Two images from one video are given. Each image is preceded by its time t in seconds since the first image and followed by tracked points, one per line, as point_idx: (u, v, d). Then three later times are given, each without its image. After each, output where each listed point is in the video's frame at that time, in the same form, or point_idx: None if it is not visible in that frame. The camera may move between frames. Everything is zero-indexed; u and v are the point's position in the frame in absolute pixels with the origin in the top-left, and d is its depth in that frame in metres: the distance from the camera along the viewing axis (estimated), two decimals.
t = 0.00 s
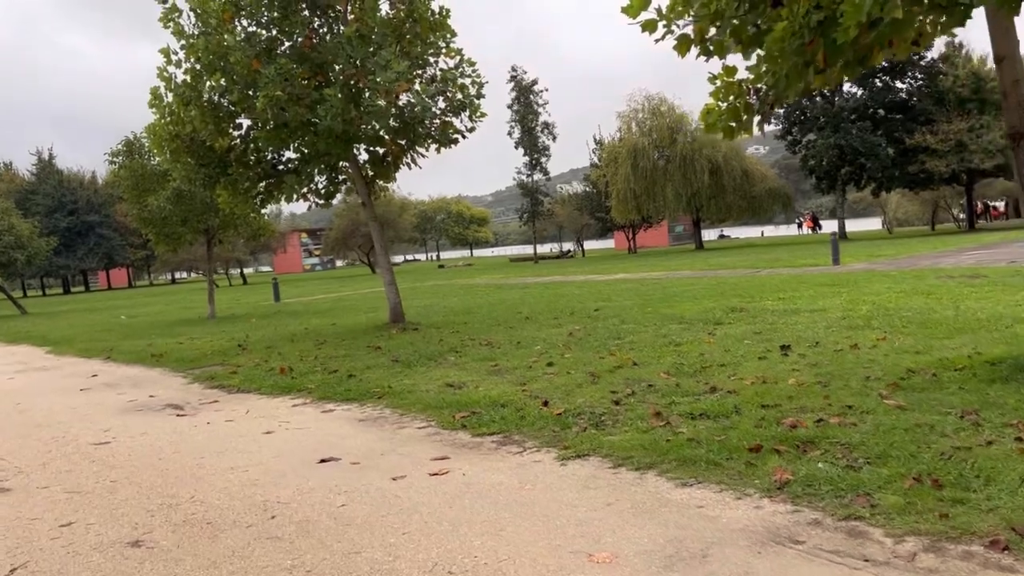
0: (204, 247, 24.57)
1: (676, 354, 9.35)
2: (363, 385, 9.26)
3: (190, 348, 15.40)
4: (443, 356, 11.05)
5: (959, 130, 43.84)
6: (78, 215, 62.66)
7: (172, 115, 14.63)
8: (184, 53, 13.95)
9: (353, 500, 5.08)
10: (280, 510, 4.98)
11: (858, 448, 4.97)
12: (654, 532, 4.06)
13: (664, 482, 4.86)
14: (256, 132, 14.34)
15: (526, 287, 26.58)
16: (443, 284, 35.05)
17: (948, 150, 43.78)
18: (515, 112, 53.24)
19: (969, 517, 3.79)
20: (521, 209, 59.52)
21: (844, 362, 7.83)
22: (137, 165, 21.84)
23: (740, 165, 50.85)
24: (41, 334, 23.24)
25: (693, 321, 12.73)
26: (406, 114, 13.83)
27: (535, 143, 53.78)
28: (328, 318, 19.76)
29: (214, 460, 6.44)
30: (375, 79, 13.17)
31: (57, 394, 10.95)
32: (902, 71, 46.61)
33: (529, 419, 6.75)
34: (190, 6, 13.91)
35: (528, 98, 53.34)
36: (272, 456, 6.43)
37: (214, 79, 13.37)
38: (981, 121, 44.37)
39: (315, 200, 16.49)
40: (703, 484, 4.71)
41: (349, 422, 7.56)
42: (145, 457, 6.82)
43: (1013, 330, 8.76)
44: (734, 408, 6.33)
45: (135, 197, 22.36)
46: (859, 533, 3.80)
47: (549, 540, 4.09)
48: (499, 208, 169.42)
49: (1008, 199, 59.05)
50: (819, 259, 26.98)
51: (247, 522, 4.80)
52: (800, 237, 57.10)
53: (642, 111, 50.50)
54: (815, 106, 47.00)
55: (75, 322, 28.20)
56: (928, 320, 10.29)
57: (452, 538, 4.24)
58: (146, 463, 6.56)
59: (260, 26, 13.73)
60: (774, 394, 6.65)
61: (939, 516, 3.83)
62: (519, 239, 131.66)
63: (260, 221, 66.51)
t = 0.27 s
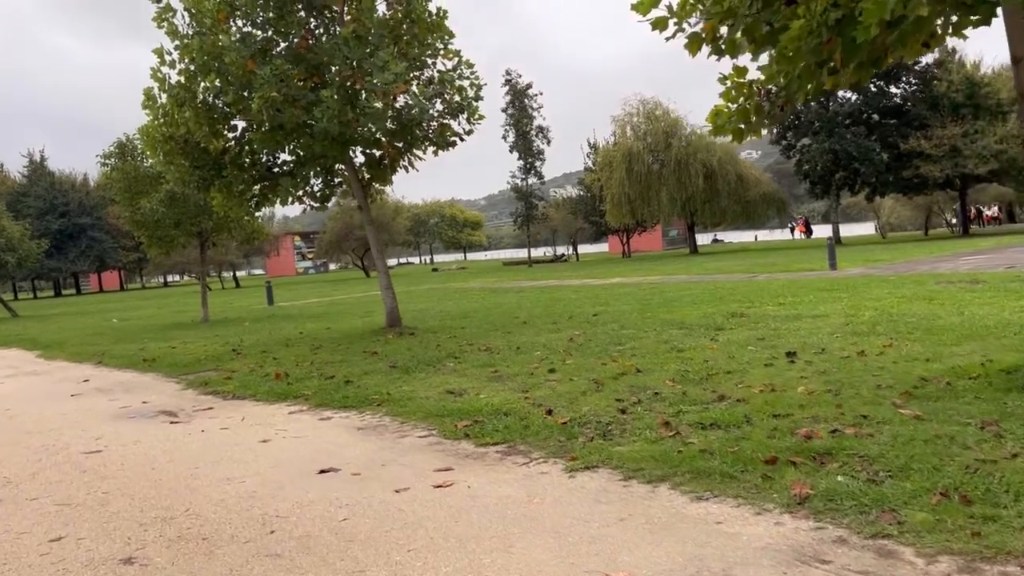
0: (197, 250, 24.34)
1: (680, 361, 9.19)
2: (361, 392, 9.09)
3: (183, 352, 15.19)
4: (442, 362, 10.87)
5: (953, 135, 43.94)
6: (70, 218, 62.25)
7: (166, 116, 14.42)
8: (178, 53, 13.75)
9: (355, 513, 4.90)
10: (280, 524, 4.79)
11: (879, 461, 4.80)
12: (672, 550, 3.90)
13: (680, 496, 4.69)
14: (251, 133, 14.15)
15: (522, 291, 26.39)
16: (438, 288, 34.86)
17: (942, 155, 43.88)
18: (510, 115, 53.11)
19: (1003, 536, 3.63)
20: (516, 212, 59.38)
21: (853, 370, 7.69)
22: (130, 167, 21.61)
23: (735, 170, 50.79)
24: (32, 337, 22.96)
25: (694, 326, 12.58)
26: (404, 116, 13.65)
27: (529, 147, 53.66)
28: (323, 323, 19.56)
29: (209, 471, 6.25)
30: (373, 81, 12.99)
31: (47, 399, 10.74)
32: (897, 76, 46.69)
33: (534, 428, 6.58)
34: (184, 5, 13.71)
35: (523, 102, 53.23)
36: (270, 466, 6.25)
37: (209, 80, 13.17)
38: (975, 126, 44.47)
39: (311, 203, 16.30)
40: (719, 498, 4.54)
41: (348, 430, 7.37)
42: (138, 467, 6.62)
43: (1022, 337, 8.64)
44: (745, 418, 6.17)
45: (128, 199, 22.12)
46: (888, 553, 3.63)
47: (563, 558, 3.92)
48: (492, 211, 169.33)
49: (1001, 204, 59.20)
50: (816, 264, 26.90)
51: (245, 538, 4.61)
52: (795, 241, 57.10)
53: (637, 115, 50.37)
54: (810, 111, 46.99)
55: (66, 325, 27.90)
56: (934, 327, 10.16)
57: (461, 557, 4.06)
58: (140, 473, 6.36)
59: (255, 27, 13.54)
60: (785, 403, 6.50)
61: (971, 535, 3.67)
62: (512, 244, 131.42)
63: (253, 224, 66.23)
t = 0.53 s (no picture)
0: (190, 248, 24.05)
1: (687, 362, 9.01)
2: (361, 392, 8.88)
3: (176, 351, 14.93)
4: (442, 362, 10.68)
5: (949, 138, 44.24)
6: (61, 216, 61.74)
7: (160, 110, 14.17)
8: (173, 46, 13.52)
9: (358, 519, 4.68)
10: (280, 530, 4.58)
11: (908, 466, 4.61)
12: (697, 560, 3.70)
13: (698, 501, 4.50)
14: (247, 128, 13.93)
15: (518, 291, 26.19)
16: (433, 287, 34.61)
17: (938, 157, 44.20)
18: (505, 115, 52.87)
19: None
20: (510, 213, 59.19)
21: (866, 372, 7.51)
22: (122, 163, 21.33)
23: (731, 171, 50.65)
24: (21, 336, 22.63)
25: (696, 327, 12.40)
26: (403, 112, 13.44)
27: (525, 147, 53.47)
28: (318, 322, 19.33)
29: (205, 474, 6.03)
30: (371, 75, 12.78)
31: (37, 398, 10.49)
32: (893, 78, 46.73)
33: (542, 429, 6.38)
34: None
35: (518, 101, 52.99)
36: (269, 469, 6.03)
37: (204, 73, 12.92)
38: (971, 129, 44.65)
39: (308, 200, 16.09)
40: (742, 504, 4.35)
41: (349, 431, 7.16)
42: (130, 468, 6.39)
43: None
44: (760, 420, 5.99)
45: (120, 196, 21.82)
46: (927, 565, 3.45)
47: (583, 567, 3.73)
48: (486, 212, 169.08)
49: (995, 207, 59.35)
50: (815, 265, 26.78)
51: (244, 543, 4.39)
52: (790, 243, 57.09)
53: (633, 115, 50.18)
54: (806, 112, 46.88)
55: (57, 323, 27.55)
56: (942, 329, 10.01)
57: (473, 566, 3.86)
58: (133, 475, 6.14)
59: (252, 20, 13.29)
60: (798, 406, 6.32)
61: (1013, 546, 3.49)
62: (505, 245, 131.20)
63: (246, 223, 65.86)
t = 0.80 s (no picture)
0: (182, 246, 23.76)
1: (693, 367, 8.85)
2: (361, 396, 8.68)
3: (168, 351, 14.68)
4: (442, 366, 10.49)
5: (943, 141, 44.26)
6: (50, 213, 61.14)
7: (154, 107, 13.92)
8: (168, 41, 13.28)
9: (366, 534, 4.48)
10: (284, 544, 4.38)
11: (939, 480, 4.44)
12: None
13: (722, 516, 4.32)
14: (243, 125, 13.69)
15: (513, 292, 25.99)
16: (426, 288, 34.36)
17: (932, 161, 44.11)
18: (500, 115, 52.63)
19: None
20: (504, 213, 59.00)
21: (880, 378, 7.36)
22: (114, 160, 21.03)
23: (725, 174, 50.57)
24: (8, 335, 22.27)
25: (699, 330, 12.24)
26: (402, 110, 13.23)
27: (519, 147, 53.28)
28: (313, 322, 19.10)
29: (204, 482, 5.80)
30: (370, 73, 12.56)
31: (26, 400, 10.24)
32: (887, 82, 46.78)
33: (551, 437, 6.19)
34: None
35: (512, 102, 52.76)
36: (270, 477, 5.82)
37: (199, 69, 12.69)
38: (965, 133, 44.71)
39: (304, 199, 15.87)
40: (770, 519, 4.17)
41: (351, 437, 6.96)
42: (124, 475, 6.16)
43: None
44: (778, 430, 5.81)
45: (111, 193, 21.51)
46: None
47: None
48: (477, 212, 168.73)
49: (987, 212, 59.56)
50: (811, 268, 26.68)
51: (247, 559, 4.18)
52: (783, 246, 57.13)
53: (627, 117, 49.99)
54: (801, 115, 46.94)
55: (45, 322, 27.20)
56: (950, 335, 9.87)
57: None
58: (127, 483, 5.92)
59: (249, 15, 13.05)
60: (815, 414, 6.15)
61: None
62: (497, 246, 130.93)
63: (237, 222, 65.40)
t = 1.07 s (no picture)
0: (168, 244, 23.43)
1: (693, 369, 8.71)
2: (356, 397, 8.49)
3: (154, 350, 14.40)
4: (436, 366, 10.31)
5: (930, 144, 44.44)
6: (32, 210, 60.39)
7: (141, 101, 13.66)
8: (157, 34, 13.03)
9: (368, 542, 4.29)
10: (283, 553, 4.19)
11: (960, 487, 4.31)
12: None
13: (738, 524, 4.17)
14: (232, 121, 13.46)
15: (502, 292, 25.82)
16: (415, 288, 34.14)
17: (919, 164, 44.25)
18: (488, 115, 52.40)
19: None
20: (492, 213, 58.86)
21: (887, 381, 7.24)
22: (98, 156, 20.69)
23: (713, 175, 50.57)
24: None
25: (695, 331, 12.11)
26: (395, 106, 13.04)
27: (507, 147, 53.12)
28: (302, 322, 18.87)
29: (195, 488, 5.59)
30: (363, 68, 12.37)
31: (8, 400, 9.97)
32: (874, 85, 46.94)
33: (554, 441, 6.03)
34: None
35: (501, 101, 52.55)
36: (264, 483, 5.62)
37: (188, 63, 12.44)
38: (952, 136, 44.91)
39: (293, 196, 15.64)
40: (788, 528, 4.02)
41: (347, 440, 6.76)
42: (112, 479, 5.95)
43: None
44: (788, 434, 5.66)
45: (96, 190, 21.17)
46: None
47: None
48: (464, 212, 168.41)
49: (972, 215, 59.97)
50: (801, 270, 26.67)
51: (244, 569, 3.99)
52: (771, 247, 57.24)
53: (616, 117, 49.90)
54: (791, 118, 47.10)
55: (27, 320, 26.77)
56: (950, 337, 9.79)
57: None
58: (115, 488, 5.70)
59: (239, 9, 12.82)
60: (824, 418, 6.01)
61: None
62: (484, 246, 130.71)
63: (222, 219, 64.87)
